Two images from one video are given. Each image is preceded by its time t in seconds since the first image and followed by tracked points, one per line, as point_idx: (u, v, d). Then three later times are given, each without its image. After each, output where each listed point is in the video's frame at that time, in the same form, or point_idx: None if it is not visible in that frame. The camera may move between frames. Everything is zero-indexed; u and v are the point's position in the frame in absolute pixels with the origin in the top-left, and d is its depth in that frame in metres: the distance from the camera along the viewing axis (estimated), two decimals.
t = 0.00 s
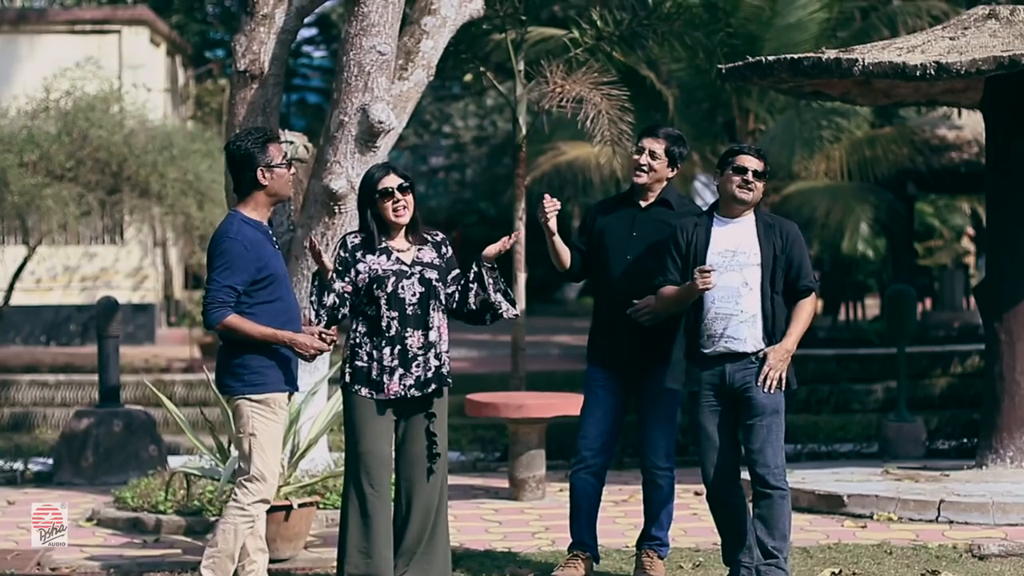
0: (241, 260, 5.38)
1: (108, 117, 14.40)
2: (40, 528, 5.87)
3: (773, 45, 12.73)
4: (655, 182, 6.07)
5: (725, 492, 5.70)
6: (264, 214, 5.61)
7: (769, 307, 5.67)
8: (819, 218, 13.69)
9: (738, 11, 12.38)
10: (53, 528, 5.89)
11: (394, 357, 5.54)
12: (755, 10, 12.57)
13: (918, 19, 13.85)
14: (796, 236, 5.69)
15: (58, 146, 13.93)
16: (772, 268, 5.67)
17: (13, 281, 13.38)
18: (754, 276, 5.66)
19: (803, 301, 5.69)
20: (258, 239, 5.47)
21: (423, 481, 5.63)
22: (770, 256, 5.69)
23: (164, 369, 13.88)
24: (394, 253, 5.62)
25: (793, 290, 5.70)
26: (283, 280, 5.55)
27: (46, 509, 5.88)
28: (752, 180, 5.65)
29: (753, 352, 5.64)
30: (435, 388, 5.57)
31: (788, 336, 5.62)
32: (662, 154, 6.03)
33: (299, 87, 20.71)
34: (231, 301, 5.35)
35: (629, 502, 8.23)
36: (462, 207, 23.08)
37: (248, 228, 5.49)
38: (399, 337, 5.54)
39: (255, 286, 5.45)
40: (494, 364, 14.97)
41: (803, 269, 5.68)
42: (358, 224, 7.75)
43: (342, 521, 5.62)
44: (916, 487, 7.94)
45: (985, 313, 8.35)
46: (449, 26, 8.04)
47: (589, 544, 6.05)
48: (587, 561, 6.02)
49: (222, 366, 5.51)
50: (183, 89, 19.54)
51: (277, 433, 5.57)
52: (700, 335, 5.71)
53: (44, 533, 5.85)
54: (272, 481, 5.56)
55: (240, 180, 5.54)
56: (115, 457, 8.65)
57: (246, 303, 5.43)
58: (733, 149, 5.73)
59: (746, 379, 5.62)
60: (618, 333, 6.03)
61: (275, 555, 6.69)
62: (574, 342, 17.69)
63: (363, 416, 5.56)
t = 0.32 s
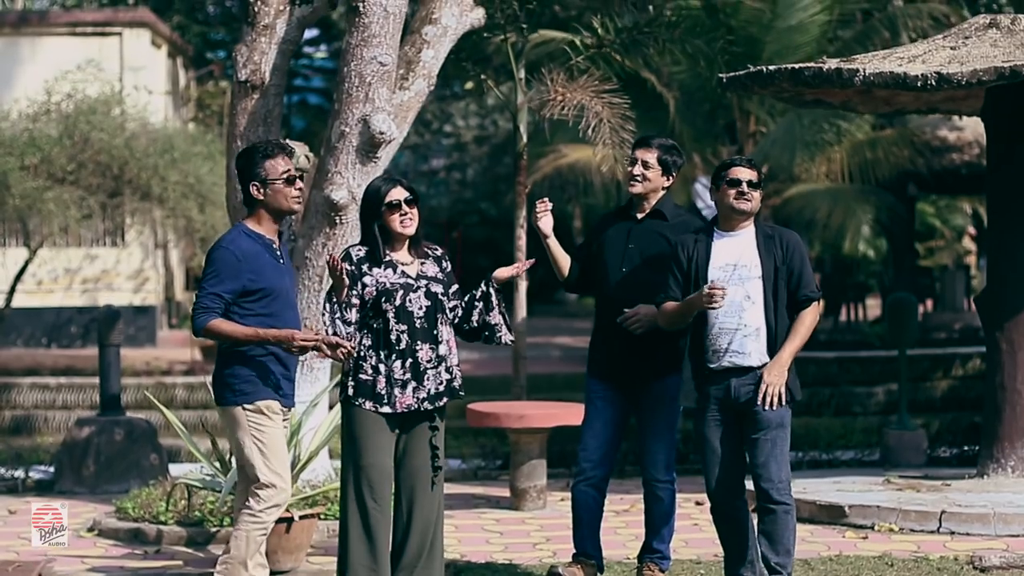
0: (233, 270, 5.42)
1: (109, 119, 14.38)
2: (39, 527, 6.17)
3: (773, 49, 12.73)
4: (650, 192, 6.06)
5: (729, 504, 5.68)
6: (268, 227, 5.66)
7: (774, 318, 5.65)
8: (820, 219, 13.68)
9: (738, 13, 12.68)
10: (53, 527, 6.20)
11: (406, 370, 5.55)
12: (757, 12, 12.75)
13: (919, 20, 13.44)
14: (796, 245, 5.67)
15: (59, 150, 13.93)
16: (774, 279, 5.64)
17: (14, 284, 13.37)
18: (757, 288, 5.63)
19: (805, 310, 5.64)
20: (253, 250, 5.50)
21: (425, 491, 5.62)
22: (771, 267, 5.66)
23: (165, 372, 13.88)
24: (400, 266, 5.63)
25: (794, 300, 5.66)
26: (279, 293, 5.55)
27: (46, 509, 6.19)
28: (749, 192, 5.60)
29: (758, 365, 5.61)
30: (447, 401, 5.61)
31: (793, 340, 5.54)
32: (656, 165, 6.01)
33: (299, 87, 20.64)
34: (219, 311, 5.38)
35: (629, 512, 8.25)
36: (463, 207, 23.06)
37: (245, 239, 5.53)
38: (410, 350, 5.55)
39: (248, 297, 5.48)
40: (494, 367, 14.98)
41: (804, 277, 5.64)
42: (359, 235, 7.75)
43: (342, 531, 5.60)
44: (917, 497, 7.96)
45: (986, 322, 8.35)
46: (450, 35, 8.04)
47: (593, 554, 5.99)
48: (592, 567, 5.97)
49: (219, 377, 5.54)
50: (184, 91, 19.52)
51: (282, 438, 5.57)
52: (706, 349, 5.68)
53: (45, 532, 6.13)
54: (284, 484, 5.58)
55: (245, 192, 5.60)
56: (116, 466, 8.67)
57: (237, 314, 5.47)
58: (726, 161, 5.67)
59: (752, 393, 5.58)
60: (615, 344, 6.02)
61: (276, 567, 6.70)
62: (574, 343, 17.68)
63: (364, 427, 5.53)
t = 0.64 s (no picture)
0: (229, 287, 5.49)
1: (112, 125, 14.36)
2: (41, 526, 6.37)
3: (775, 54, 12.68)
4: (649, 208, 6.03)
5: (733, 521, 5.70)
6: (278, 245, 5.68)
7: (775, 332, 5.59)
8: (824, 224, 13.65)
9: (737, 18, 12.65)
10: (53, 528, 6.40)
11: (403, 389, 5.55)
12: (758, 18, 12.64)
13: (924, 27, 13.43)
14: (794, 255, 5.62)
15: (62, 155, 13.93)
16: (772, 292, 5.60)
17: (17, 290, 13.38)
18: (756, 303, 5.61)
19: (807, 321, 5.56)
20: (253, 271, 5.55)
21: (429, 508, 5.61)
22: (769, 280, 5.62)
23: (168, 378, 13.89)
24: (401, 283, 5.64)
25: (795, 311, 5.59)
26: (276, 316, 5.57)
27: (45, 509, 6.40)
28: (735, 208, 5.65)
29: (762, 381, 5.58)
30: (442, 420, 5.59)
31: (796, 356, 5.49)
32: (653, 178, 6.00)
33: (302, 91, 20.48)
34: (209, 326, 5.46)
35: (633, 523, 8.27)
36: (466, 210, 23.04)
37: (250, 258, 5.58)
38: (407, 368, 5.57)
39: (244, 315, 5.54)
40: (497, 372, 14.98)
41: (803, 286, 5.58)
42: (363, 247, 7.75)
43: (345, 548, 5.59)
44: (920, 508, 7.97)
45: (989, 332, 8.35)
46: (453, 46, 8.03)
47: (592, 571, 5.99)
48: None
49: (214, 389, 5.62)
50: (187, 95, 19.52)
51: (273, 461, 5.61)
52: (711, 367, 5.66)
53: (44, 532, 6.34)
54: (270, 508, 5.61)
55: (256, 210, 5.65)
56: (120, 476, 8.68)
57: (232, 330, 5.54)
58: (713, 179, 5.74)
59: (756, 410, 5.57)
60: (619, 359, 5.98)
61: None
62: (578, 348, 17.67)
63: (367, 444, 5.52)
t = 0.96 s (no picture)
0: (221, 304, 5.47)
1: (117, 132, 14.38)
2: (41, 528, 6.56)
3: (780, 61, 12.75)
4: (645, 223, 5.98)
5: (740, 539, 5.68)
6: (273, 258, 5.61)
7: (779, 351, 5.49)
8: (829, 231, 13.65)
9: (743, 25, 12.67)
10: (53, 528, 6.59)
11: (397, 406, 5.54)
12: (764, 25, 12.70)
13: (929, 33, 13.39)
14: (799, 273, 5.52)
15: (67, 163, 13.95)
16: (775, 312, 5.50)
17: (22, 298, 13.39)
18: (758, 323, 5.52)
19: (812, 341, 5.45)
20: (246, 288, 5.51)
21: (431, 526, 5.64)
22: (772, 299, 5.53)
23: (173, 386, 13.88)
24: (402, 300, 5.63)
25: (799, 330, 5.49)
26: (270, 331, 5.51)
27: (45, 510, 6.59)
28: (736, 227, 5.57)
29: (768, 401, 5.49)
30: (435, 438, 5.55)
31: (801, 377, 5.39)
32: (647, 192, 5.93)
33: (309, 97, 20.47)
34: (201, 344, 5.46)
35: (639, 537, 8.27)
36: (471, 215, 23.04)
37: (244, 276, 5.54)
38: (402, 385, 5.55)
39: (238, 332, 5.51)
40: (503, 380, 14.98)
41: (807, 305, 5.47)
42: (369, 261, 7.74)
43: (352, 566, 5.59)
44: (926, 522, 7.95)
45: (994, 344, 8.33)
46: (458, 59, 8.03)
47: None
48: None
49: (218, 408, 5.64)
50: (192, 102, 19.54)
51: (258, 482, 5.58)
52: (717, 387, 5.60)
53: (44, 532, 6.54)
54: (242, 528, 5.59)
55: (251, 226, 5.59)
56: (126, 489, 8.69)
57: (227, 348, 5.52)
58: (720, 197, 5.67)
59: (761, 431, 5.49)
60: (623, 376, 5.95)
61: None
62: (583, 354, 17.67)
63: (372, 461, 5.53)
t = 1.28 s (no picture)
0: (204, 321, 5.44)
1: (122, 139, 14.36)
2: (40, 528, 6.50)
3: (785, 69, 12.73)
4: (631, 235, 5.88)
5: (745, 557, 5.64)
6: (256, 272, 5.58)
7: (794, 371, 5.51)
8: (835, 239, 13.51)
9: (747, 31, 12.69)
10: (52, 528, 6.54)
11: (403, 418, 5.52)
12: (768, 32, 12.67)
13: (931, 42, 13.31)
14: (812, 294, 5.56)
15: (71, 170, 14.00)
16: (791, 331, 5.52)
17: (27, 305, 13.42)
18: (774, 342, 5.52)
19: (823, 361, 5.51)
20: (230, 304, 5.48)
21: (436, 539, 5.58)
22: (788, 318, 5.54)
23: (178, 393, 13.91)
24: (405, 316, 5.63)
25: (811, 350, 5.53)
26: (256, 347, 5.48)
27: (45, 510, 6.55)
28: (760, 244, 5.53)
29: (781, 420, 5.49)
30: (433, 451, 5.52)
31: (815, 396, 5.43)
32: (630, 206, 5.85)
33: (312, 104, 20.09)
34: (188, 362, 5.44)
35: (644, 549, 8.28)
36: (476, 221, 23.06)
37: (228, 292, 5.51)
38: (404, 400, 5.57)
39: (226, 348, 5.49)
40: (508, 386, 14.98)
41: (821, 326, 5.52)
42: (374, 274, 7.74)
43: None
44: (930, 533, 7.95)
45: (999, 356, 8.32)
46: (463, 71, 8.01)
47: None
48: None
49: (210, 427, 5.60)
50: (196, 109, 19.56)
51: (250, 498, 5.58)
52: (728, 407, 5.55)
53: (44, 532, 6.48)
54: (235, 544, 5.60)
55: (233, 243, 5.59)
56: (131, 500, 8.72)
57: (216, 365, 5.50)
58: (739, 212, 5.63)
59: (774, 449, 5.48)
60: (616, 390, 5.83)
61: None
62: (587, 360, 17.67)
63: (374, 474, 5.51)
